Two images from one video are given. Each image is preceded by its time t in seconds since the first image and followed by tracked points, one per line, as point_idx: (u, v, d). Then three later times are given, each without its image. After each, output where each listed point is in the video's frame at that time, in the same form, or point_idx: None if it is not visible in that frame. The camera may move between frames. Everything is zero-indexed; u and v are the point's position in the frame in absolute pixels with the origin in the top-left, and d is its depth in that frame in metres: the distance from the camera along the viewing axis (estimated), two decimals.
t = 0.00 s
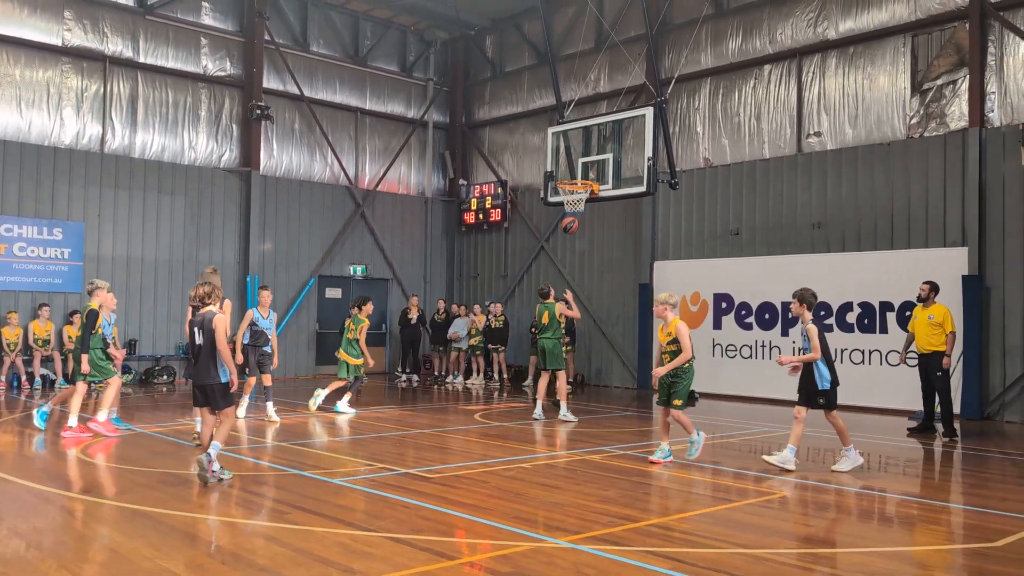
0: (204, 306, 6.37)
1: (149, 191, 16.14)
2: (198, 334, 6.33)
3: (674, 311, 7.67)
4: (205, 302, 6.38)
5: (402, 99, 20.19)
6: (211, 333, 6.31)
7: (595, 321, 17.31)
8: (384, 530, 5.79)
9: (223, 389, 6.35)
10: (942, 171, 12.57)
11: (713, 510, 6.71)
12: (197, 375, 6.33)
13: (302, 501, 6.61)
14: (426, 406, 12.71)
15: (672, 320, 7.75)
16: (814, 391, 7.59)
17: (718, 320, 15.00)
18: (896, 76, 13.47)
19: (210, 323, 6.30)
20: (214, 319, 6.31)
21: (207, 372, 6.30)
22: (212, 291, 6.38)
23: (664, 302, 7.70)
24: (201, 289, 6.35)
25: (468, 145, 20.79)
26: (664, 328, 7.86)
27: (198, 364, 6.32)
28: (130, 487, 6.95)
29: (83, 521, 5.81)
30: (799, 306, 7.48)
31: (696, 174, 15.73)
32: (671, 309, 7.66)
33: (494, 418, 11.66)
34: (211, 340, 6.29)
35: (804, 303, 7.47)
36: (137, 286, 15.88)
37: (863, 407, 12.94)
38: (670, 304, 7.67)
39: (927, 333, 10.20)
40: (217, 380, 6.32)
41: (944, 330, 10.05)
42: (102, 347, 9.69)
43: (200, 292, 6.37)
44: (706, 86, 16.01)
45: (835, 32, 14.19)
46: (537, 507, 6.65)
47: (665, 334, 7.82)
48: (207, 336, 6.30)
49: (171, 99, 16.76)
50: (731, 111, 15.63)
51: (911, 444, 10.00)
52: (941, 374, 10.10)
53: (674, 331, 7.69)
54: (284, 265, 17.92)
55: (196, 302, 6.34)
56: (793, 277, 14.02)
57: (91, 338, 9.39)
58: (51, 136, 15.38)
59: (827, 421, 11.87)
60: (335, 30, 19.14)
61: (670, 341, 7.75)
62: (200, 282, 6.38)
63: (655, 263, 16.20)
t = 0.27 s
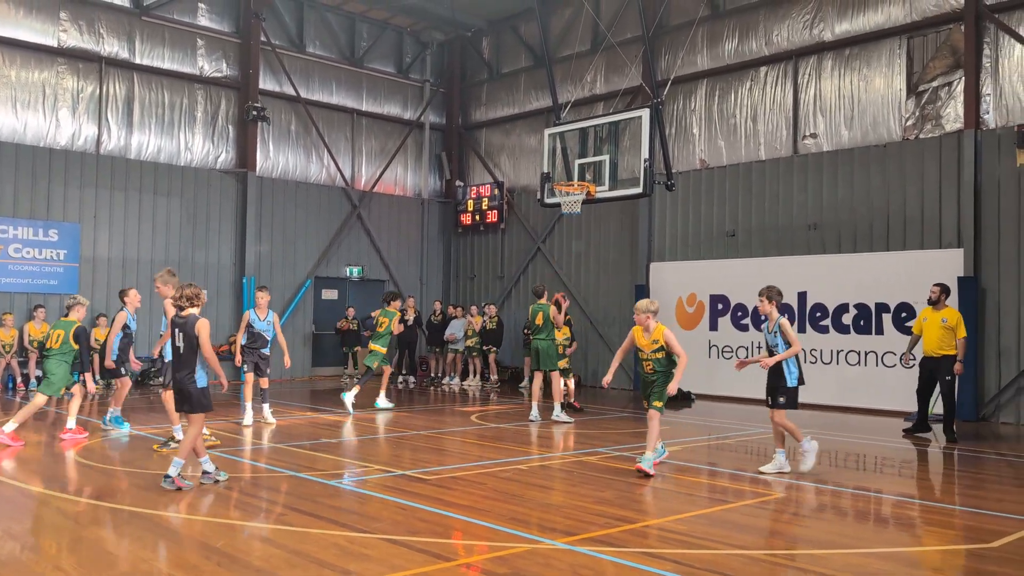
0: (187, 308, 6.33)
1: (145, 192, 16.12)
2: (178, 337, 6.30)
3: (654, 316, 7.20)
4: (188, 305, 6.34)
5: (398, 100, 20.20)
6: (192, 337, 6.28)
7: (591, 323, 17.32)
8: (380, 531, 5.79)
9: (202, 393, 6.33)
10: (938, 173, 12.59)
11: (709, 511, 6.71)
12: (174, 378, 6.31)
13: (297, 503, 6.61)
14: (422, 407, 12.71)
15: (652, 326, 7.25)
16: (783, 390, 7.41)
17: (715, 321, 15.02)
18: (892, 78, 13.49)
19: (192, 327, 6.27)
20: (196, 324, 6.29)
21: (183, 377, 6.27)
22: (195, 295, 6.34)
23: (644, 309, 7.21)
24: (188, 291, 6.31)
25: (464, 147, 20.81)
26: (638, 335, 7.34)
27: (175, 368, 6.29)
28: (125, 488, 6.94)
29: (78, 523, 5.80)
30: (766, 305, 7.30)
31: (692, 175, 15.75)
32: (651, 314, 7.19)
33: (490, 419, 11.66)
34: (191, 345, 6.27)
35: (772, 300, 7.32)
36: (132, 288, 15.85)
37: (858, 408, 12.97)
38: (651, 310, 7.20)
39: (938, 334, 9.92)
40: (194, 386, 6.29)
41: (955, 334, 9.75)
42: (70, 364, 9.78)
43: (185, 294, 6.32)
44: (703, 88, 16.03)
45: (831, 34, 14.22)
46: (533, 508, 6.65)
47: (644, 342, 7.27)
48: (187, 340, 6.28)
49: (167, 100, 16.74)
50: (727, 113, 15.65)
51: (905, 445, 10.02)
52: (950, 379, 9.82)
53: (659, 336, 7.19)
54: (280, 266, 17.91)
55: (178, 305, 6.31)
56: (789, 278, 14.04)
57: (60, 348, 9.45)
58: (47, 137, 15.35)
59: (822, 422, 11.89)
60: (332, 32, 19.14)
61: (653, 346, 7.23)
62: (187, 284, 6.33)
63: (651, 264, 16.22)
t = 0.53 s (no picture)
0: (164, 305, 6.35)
1: (142, 192, 16.10)
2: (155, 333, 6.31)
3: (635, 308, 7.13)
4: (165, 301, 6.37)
5: (396, 100, 20.19)
6: (170, 334, 6.31)
7: (588, 322, 17.33)
8: (378, 531, 5.79)
9: (179, 390, 6.34)
10: (935, 173, 12.61)
11: (707, 510, 6.72)
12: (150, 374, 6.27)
13: (295, 502, 6.60)
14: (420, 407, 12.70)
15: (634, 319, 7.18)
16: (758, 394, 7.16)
17: (712, 321, 15.03)
18: (889, 78, 13.52)
19: (170, 323, 6.32)
20: (174, 320, 6.34)
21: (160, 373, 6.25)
22: (174, 291, 6.40)
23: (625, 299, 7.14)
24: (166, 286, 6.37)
25: (462, 146, 20.81)
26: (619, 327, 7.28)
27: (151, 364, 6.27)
28: (123, 488, 6.94)
29: (76, 522, 5.80)
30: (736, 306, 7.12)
31: (690, 175, 15.77)
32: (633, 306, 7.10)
33: (488, 419, 11.66)
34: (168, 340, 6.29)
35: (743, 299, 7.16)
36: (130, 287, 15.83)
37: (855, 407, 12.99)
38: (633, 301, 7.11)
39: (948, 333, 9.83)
40: (170, 382, 6.28)
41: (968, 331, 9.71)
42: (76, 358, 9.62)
43: (164, 289, 6.37)
44: (700, 88, 16.05)
45: (828, 34, 14.25)
46: (531, 507, 6.65)
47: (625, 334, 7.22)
48: (165, 335, 6.29)
49: (164, 100, 16.73)
50: (725, 113, 15.67)
51: (903, 444, 10.03)
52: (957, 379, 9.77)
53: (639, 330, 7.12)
54: (277, 266, 17.90)
55: (155, 301, 6.35)
56: (787, 278, 14.06)
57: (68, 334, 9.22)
58: (44, 137, 15.33)
59: (820, 421, 11.91)
60: (329, 31, 19.13)
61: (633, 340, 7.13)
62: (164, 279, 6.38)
63: (648, 263, 16.24)
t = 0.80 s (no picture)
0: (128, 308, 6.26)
1: (140, 191, 16.08)
2: (121, 336, 6.24)
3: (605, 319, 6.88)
4: (130, 304, 6.28)
5: (394, 100, 20.18)
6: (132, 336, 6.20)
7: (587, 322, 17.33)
8: (376, 530, 5.78)
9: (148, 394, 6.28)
10: (933, 172, 12.62)
11: (705, 510, 6.71)
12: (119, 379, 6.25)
13: (293, 502, 6.59)
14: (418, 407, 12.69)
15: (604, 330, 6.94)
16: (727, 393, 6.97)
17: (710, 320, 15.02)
18: (887, 78, 13.52)
19: (132, 326, 6.20)
20: (137, 322, 6.21)
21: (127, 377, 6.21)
22: (136, 293, 6.28)
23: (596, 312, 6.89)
24: (128, 289, 6.28)
25: (460, 146, 20.80)
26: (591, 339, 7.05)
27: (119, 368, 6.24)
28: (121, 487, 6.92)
29: (73, 522, 5.78)
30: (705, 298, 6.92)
31: (688, 175, 15.77)
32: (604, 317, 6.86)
33: (486, 418, 11.65)
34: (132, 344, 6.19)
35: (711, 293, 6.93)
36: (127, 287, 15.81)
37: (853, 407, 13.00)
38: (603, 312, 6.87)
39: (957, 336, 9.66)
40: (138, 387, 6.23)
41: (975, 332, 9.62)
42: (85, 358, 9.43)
43: (126, 293, 6.27)
44: (699, 87, 16.05)
45: (826, 34, 14.26)
46: (530, 507, 6.65)
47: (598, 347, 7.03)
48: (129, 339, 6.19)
49: (162, 99, 16.71)
50: (723, 112, 15.67)
51: (902, 444, 10.03)
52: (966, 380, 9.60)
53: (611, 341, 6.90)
54: (275, 266, 17.89)
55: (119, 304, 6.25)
56: (785, 278, 14.06)
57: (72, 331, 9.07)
58: (41, 136, 15.31)
59: (818, 421, 11.91)
60: (327, 31, 19.11)
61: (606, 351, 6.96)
62: (127, 283, 6.28)
63: (647, 263, 16.24)
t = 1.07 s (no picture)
0: (109, 304, 6.18)
1: (138, 191, 16.08)
2: (97, 329, 6.11)
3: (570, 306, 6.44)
4: (110, 301, 6.19)
5: (392, 100, 20.17)
6: (110, 331, 6.12)
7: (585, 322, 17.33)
8: (374, 530, 5.78)
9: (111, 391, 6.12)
10: (931, 173, 12.64)
11: (703, 510, 6.72)
12: (82, 371, 6.03)
13: (291, 502, 6.59)
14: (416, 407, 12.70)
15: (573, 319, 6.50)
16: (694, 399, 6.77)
17: (708, 321, 15.04)
18: (884, 78, 13.53)
19: (114, 322, 6.14)
20: (119, 319, 6.16)
21: (93, 371, 6.04)
22: (117, 290, 6.22)
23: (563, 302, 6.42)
24: (105, 288, 6.16)
25: (459, 146, 20.80)
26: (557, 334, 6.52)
27: (85, 360, 6.05)
28: (119, 488, 6.92)
29: (71, 522, 5.78)
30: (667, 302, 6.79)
31: (686, 175, 15.78)
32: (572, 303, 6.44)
33: (485, 418, 11.66)
34: (108, 338, 6.10)
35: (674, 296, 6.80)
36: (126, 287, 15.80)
37: (852, 407, 13.02)
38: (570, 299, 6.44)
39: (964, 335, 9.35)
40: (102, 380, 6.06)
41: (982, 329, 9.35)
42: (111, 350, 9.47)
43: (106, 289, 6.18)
44: (697, 87, 16.06)
45: (824, 34, 14.26)
46: (528, 507, 6.66)
47: (568, 339, 6.56)
48: (105, 333, 6.10)
49: (160, 99, 16.70)
50: (721, 113, 15.69)
51: (900, 444, 10.05)
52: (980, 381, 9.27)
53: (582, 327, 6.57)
54: (273, 266, 17.88)
55: (101, 297, 6.14)
56: (783, 278, 14.07)
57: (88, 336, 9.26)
58: (39, 136, 15.29)
59: (816, 421, 11.92)
60: (325, 31, 19.11)
61: (578, 341, 6.55)
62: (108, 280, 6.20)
63: (645, 263, 16.24)
